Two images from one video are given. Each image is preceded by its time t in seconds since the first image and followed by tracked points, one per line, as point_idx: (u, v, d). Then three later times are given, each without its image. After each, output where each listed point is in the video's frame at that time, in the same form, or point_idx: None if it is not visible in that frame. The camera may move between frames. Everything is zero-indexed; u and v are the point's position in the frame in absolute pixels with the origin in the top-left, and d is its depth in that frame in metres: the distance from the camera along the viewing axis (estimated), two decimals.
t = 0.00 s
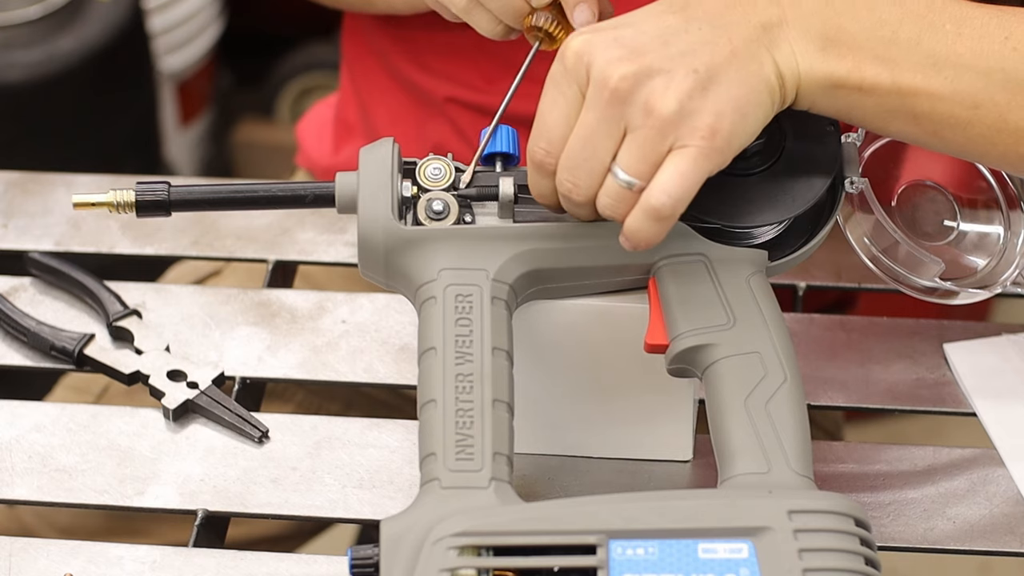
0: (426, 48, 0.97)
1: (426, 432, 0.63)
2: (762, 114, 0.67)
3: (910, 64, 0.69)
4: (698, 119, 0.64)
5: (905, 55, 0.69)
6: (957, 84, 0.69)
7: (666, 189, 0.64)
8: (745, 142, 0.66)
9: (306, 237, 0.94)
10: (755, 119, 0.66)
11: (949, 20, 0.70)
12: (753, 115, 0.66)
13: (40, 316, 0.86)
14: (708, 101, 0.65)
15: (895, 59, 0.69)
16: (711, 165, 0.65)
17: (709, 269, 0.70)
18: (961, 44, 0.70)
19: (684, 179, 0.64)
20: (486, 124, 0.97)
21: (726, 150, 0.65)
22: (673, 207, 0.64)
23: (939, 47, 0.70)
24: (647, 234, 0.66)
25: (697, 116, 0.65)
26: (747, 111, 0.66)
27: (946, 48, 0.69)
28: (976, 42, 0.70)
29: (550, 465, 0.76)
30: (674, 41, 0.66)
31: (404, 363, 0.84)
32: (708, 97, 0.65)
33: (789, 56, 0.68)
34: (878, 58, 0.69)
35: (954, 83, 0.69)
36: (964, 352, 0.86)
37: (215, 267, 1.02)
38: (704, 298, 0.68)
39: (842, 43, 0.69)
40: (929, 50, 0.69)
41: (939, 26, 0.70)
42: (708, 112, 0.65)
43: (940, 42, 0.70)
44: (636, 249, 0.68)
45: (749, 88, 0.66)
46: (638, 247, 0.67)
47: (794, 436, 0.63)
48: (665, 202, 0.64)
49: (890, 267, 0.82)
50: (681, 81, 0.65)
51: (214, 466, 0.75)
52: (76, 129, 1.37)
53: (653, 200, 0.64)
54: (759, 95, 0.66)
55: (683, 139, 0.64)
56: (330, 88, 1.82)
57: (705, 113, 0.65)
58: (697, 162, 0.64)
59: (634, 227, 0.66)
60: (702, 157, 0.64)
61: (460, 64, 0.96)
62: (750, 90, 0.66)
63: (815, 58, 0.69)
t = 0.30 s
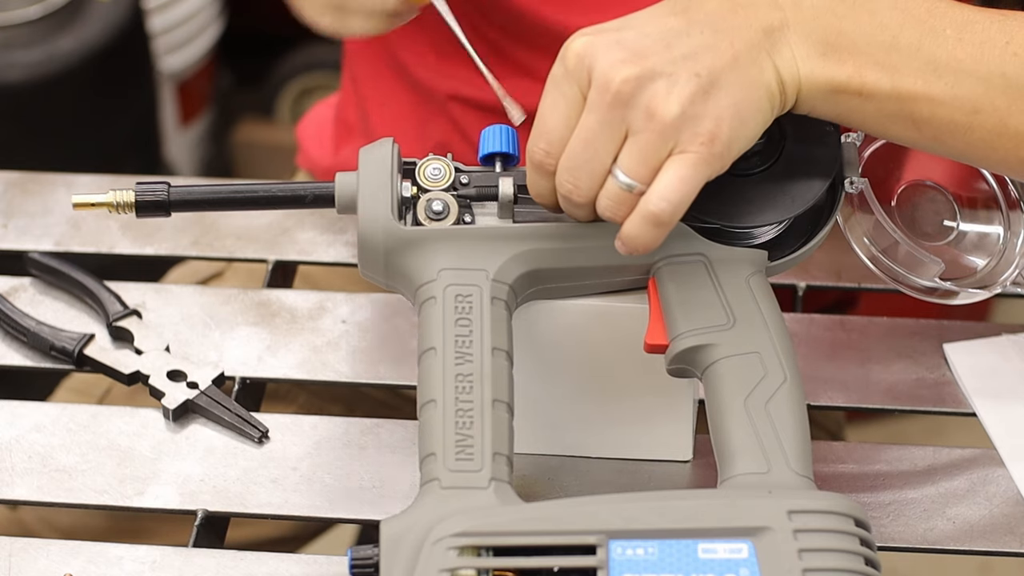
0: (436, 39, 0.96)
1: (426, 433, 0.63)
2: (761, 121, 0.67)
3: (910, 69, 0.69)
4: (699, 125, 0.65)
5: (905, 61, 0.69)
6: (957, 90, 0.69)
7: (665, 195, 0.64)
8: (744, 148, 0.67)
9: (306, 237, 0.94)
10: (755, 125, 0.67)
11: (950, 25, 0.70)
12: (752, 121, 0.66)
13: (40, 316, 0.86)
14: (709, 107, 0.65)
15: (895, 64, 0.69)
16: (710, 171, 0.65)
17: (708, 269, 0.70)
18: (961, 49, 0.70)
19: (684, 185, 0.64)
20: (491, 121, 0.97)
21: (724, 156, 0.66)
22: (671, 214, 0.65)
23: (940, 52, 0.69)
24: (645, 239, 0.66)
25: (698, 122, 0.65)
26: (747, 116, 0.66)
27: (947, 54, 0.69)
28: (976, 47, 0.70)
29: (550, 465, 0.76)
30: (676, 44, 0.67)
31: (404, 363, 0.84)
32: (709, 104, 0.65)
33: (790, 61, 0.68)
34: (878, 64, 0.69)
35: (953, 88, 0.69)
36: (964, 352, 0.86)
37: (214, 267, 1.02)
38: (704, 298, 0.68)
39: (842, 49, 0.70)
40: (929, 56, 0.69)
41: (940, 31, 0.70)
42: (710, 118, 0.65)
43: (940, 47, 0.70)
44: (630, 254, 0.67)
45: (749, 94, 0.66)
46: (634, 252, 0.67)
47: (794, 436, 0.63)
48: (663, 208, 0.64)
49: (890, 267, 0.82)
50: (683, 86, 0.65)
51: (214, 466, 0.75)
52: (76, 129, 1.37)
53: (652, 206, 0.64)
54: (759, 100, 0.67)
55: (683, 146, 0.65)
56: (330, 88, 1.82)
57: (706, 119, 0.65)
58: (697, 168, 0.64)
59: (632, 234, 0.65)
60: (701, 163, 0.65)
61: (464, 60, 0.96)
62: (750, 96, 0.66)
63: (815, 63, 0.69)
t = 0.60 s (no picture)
0: (440, 30, 1.00)
1: (426, 432, 0.63)
2: (762, 122, 0.67)
3: (909, 67, 0.70)
4: (700, 126, 0.65)
5: (905, 59, 0.69)
6: (957, 88, 0.70)
7: (667, 197, 0.64)
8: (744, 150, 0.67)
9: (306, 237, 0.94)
10: (754, 127, 0.67)
11: (949, 22, 0.71)
12: (753, 122, 0.66)
13: (40, 316, 0.86)
14: (710, 109, 0.65)
15: (894, 63, 0.69)
16: (711, 173, 0.65)
17: (709, 269, 0.70)
18: (960, 46, 0.70)
19: (685, 187, 0.64)
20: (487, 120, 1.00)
21: (725, 158, 0.66)
22: (673, 215, 0.65)
23: (939, 49, 0.70)
24: (646, 240, 0.66)
25: (699, 124, 0.65)
26: (747, 118, 0.66)
27: (946, 51, 0.70)
28: (975, 44, 0.70)
29: (549, 465, 0.76)
30: (676, 45, 0.67)
31: (404, 362, 0.84)
32: (710, 106, 0.65)
33: (789, 62, 0.68)
34: (877, 63, 0.69)
35: (953, 85, 0.70)
36: (964, 351, 0.86)
37: (214, 267, 1.02)
38: (704, 297, 0.68)
39: (842, 48, 0.69)
40: (928, 53, 0.70)
41: (938, 28, 0.70)
42: (711, 120, 0.65)
43: (939, 44, 0.70)
44: (633, 255, 0.68)
45: (749, 95, 0.66)
46: (634, 253, 0.67)
47: (794, 436, 0.63)
48: (665, 210, 0.64)
49: (890, 267, 0.82)
50: (685, 88, 0.65)
51: (214, 466, 0.75)
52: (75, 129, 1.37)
53: (654, 208, 0.64)
54: (760, 101, 0.67)
55: (684, 147, 0.65)
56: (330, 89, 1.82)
57: (707, 121, 0.65)
58: (698, 169, 0.64)
59: (633, 235, 0.66)
60: (702, 164, 0.65)
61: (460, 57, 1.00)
62: (751, 97, 0.66)
63: (815, 64, 0.69)
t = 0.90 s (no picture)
0: (431, 30, 1.00)
1: (426, 433, 0.63)
2: (761, 121, 0.67)
3: (906, 61, 0.70)
4: (700, 128, 0.65)
5: (900, 54, 0.70)
6: (954, 79, 0.70)
7: (668, 198, 0.64)
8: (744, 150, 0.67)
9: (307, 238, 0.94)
10: (753, 128, 0.66)
11: (943, 14, 0.71)
12: (752, 122, 0.66)
13: (40, 316, 0.86)
14: (710, 110, 0.65)
15: (890, 58, 0.70)
16: (712, 173, 0.65)
17: (708, 269, 0.70)
18: (956, 38, 0.70)
19: (686, 189, 0.64)
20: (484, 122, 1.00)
21: (726, 159, 0.66)
22: (675, 216, 0.65)
23: (934, 42, 0.70)
24: (647, 240, 0.66)
25: (699, 125, 0.65)
26: (747, 118, 0.66)
27: (941, 43, 0.70)
28: (971, 34, 0.70)
29: (550, 465, 0.76)
30: (674, 47, 0.66)
31: (404, 362, 0.84)
32: (710, 107, 0.65)
33: (786, 61, 0.68)
34: (874, 58, 0.70)
35: (950, 77, 0.70)
36: (964, 351, 0.86)
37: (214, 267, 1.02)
38: (704, 297, 0.68)
39: (838, 45, 0.70)
40: (924, 46, 0.70)
41: (933, 20, 0.70)
42: (711, 121, 0.65)
43: (934, 37, 0.70)
44: (633, 256, 0.68)
45: (749, 96, 0.66)
46: (635, 254, 0.67)
47: (794, 436, 0.63)
48: (667, 212, 0.64)
49: (890, 267, 0.82)
50: (685, 90, 0.65)
51: (214, 466, 0.75)
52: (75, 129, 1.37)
53: (655, 209, 0.65)
54: (759, 102, 0.67)
55: (685, 148, 0.65)
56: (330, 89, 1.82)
57: (707, 122, 0.65)
58: (699, 170, 0.65)
59: (634, 235, 0.66)
60: (703, 165, 0.65)
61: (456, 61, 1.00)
62: (751, 98, 0.66)
63: (812, 63, 0.69)
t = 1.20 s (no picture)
0: (428, 33, 1.01)
1: (426, 433, 0.63)
2: (760, 121, 0.67)
3: (903, 60, 0.69)
4: (700, 128, 0.65)
5: (898, 53, 0.69)
6: (952, 78, 0.69)
7: (669, 199, 0.64)
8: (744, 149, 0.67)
9: (306, 237, 0.94)
10: (752, 128, 0.67)
11: (940, 12, 0.70)
12: (751, 122, 0.66)
13: (40, 316, 0.86)
14: (709, 110, 0.65)
15: (887, 57, 0.69)
16: (713, 173, 0.65)
17: (708, 269, 0.70)
18: (952, 36, 0.69)
19: (687, 188, 0.64)
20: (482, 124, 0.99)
21: (727, 158, 0.66)
22: (676, 215, 0.65)
23: (931, 40, 0.69)
24: (648, 240, 0.66)
25: (699, 125, 0.65)
26: (746, 117, 0.66)
27: (938, 41, 0.69)
28: (968, 32, 0.69)
29: (549, 465, 0.76)
30: (673, 49, 0.66)
31: (404, 363, 0.84)
32: (709, 107, 0.65)
33: (784, 62, 0.68)
34: (871, 58, 0.69)
35: (947, 76, 0.69)
36: (964, 351, 0.86)
37: (214, 267, 1.02)
38: (703, 297, 0.68)
39: (836, 45, 0.69)
40: (921, 45, 0.69)
41: (930, 18, 0.70)
42: (710, 121, 0.65)
43: (931, 35, 0.69)
44: (633, 256, 0.68)
45: (748, 96, 0.66)
46: (635, 254, 0.67)
47: (794, 436, 0.63)
48: (668, 211, 0.65)
49: (889, 267, 0.82)
50: (683, 91, 0.65)
51: (214, 466, 0.75)
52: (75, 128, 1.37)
53: (657, 209, 0.65)
54: (758, 102, 0.67)
55: (685, 148, 0.65)
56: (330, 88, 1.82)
57: (706, 122, 0.65)
58: (700, 170, 0.65)
59: (634, 235, 0.66)
60: (705, 165, 0.65)
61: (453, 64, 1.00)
62: (750, 98, 0.66)
63: (810, 63, 0.69)
